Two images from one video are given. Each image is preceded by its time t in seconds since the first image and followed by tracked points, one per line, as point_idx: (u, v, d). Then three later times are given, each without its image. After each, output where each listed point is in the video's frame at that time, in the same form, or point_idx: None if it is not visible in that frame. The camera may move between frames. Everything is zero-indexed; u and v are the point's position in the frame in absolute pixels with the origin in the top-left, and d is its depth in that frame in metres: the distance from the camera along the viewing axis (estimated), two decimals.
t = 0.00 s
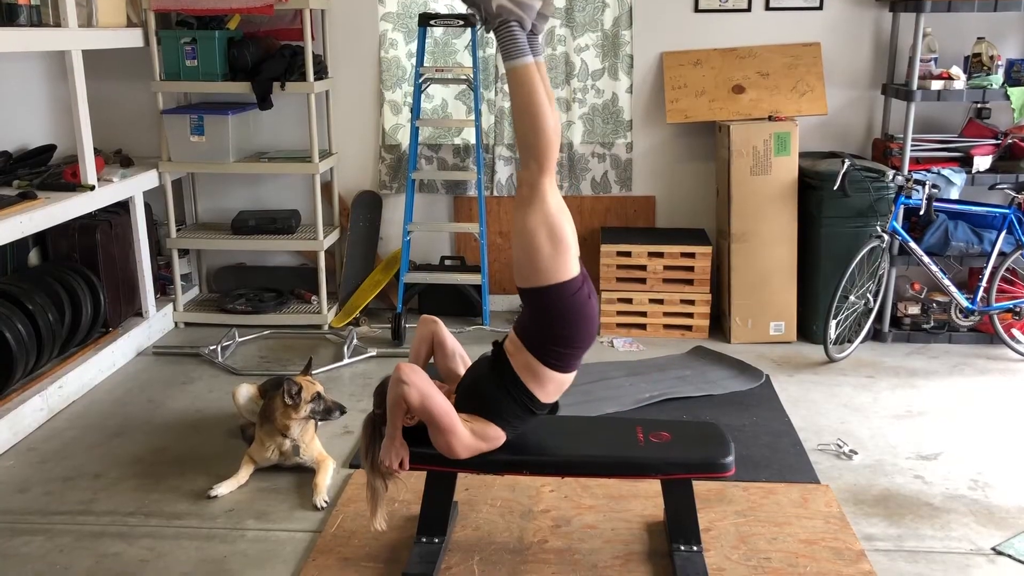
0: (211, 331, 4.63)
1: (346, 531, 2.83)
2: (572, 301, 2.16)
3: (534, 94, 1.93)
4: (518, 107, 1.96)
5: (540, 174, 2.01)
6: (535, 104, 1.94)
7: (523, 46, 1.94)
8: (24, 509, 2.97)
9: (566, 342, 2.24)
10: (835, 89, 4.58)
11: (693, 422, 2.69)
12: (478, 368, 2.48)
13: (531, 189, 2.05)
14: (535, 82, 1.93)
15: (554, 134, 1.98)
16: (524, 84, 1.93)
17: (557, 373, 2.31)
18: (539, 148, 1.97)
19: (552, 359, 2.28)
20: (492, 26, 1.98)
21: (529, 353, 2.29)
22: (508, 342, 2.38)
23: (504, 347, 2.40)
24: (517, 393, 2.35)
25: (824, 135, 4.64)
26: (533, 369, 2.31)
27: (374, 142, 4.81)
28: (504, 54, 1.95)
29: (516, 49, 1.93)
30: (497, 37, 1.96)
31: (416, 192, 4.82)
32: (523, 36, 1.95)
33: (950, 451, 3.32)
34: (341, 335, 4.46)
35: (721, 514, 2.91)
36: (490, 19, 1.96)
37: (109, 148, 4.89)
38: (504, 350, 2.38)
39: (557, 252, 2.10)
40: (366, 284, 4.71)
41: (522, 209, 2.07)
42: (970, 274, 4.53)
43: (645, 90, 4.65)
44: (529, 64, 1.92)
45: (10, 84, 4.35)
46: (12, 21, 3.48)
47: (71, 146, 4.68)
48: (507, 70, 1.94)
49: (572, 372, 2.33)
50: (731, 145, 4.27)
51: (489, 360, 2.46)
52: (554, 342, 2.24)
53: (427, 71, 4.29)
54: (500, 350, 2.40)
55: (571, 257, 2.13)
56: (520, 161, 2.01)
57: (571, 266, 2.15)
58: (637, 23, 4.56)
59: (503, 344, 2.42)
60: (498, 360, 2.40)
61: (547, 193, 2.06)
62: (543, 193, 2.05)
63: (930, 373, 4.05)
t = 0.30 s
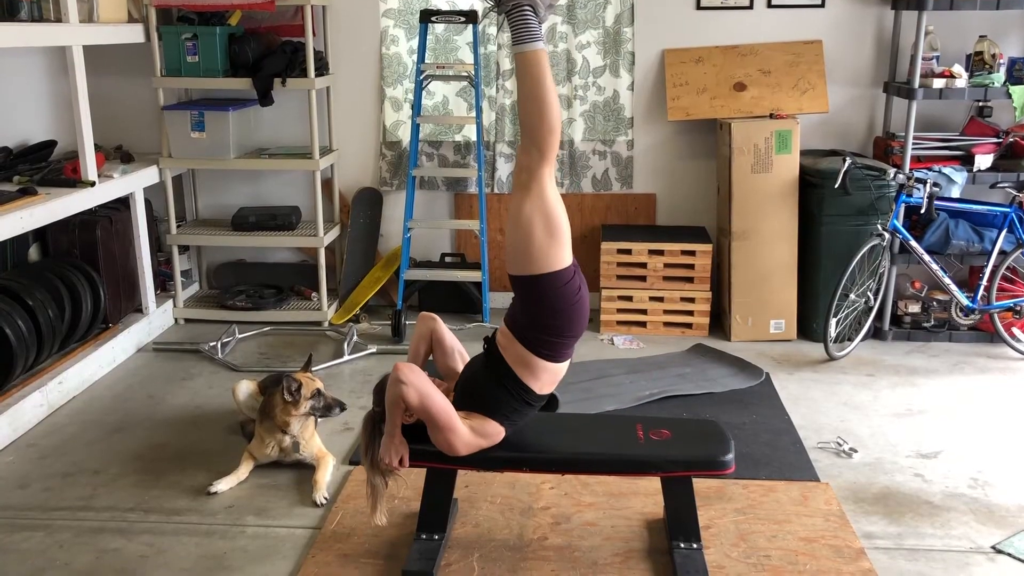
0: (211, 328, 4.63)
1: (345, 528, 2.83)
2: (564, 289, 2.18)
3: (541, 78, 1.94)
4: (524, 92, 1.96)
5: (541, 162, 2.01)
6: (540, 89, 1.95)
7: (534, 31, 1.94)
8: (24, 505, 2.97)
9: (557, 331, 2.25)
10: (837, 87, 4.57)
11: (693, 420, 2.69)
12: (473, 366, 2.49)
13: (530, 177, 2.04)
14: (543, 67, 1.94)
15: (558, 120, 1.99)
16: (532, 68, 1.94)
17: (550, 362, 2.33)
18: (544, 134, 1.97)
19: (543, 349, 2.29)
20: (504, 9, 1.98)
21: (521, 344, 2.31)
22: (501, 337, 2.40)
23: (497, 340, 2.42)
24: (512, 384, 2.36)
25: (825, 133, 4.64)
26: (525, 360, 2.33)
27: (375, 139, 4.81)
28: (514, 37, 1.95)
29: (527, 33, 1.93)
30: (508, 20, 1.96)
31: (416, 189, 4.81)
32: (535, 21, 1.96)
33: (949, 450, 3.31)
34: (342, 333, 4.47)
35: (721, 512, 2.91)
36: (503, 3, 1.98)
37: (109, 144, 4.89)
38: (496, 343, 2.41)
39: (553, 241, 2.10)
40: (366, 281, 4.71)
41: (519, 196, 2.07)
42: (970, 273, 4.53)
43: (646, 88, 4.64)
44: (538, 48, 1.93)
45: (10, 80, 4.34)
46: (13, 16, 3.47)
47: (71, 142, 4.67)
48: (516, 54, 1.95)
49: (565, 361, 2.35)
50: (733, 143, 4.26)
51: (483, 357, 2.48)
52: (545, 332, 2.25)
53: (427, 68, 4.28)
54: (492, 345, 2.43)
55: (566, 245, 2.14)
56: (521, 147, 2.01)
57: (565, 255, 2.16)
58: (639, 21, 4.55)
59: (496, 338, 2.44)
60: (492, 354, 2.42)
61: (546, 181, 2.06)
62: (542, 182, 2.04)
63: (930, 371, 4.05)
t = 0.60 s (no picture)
0: (212, 325, 4.63)
1: (346, 525, 2.83)
2: (589, 310, 2.19)
3: (541, 104, 1.97)
4: (526, 118, 1.99)
5: (546, 187, 2.04)
6: (541, 115, 1.98)
7: (534, 56, 1.96)
8: (25, 502, 2.97)
9: (582, 352, 2.26)
10: (837, 85, 4.57)
11: (693, 417, 2.69)
12: (483, 365, 2.50)
13: (538, 202, 2.06)
14: (543, 93, 1.97)
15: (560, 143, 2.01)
16: (530, 94, 1.96)
17: (568, 381, 2.34)
18: (546, 157, 2.00)
19: (567, 367, 2.30)
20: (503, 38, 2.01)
21: (544, 358, 2.32)
22: (520, 345, 2.38)
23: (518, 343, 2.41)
24: (525, 392, 2.36)
25: (825, 130, 4.64)
26: (545, 373, 2.33)
27: (375, 136, 4.81)
28: (514, 63, 1.97)
29: (526, 58, 1.96)
30: (508, 47, 1.98)
31: (417, 186, 4.81)
32: (535, 47, 1.98)
33: (950, 447, 3.32)
34: (342, 331, 4.48)
35: (721, 509, 2.91)
36: (501, 30, 1.99)
37: (109, 141, 4.89)
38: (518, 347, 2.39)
39: (570, 262, 2.13)
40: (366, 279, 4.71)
41: (528, 220, 2.09)
42: (971, 270, 4.54)
43: (646, 85, 4.64)
44: (537, 72, 1.96)
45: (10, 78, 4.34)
46: (13, 14, 3.45)
47: (71, 139, 4.68)
48: (516, 81, 1.98)
49: (586, 381, 2.37)
50: (734, 140, 4.26)
51: (500, 357, 2.46)
52: (570, 351, 2.26)
53: (427, 66, 4.28)
54: (513, 347, 2.41)
55: (585, 266, 2.17)
56: (528, 171, 2.04)
57: (585, 276, 2.17)
58: (639, 18, 4.55)
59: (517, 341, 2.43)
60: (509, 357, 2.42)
61: (555, 203, 2.08)
62: (550, 204, 2.07)
63: (931, 368, 4.05)
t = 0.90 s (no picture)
0: (213, 326, 4.63)
1: (348, 525, 2.83)
2: (618, 351, 2.28)
3: (546, 159, 2.10)
4: (532, 172, 2.13)
5: (558, 235, 2.17)
6: (545, 170, 2.11)
7: (533, 114, 2.09)
8: (27, 503, 2.98)
9: (610, 390, 2.34)
10: (836, 83, 4.57)
11: (695, 415, 2.70)
12: (497, 369, 2.54)
13: (552, 250, 2.19)
14: (546, 148, 2.10)
15: (566, 192, 2.15)
16: (535, 149, 2.10)
17: (591, 415, 2.43)
18: (553, 208, 2.14)
19: (593, 399, 2.38)
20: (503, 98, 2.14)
21: (575, 386, 2.39)
22: (550, 365, 2.45)
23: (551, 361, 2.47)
24: (542, 403, 2.41)
25: (825, 128, 4.64)
26: (572, 400, 2.40)
27: (375, 137, 4.81)
28: (515, 122, 2.10)
29: (527, 117, 2.09)
30: (509, 107, 2.11)
31: (417, 187, 4.82)
32: (534, 104, 2.11)
33: (951, 444, 3.32)
34: (342, 331, 4.47)
35: (723, 507, 2.91)
36: (501, 91, 2.12)
37: (110, 142, 4.89)
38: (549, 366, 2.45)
39: (594, 305, 2.24)
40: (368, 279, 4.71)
41: (546, 268, 2.22)
42: (972, 267, 4.53)
43: (646, 83, 4.64)
44: (538, 129, 2.09)
45: (10, 80, 4.35)
46: (13, 15, 3.47)
47: (71, 141, 4.68)
48: (520, 140, 2.11)
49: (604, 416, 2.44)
50: (733, 138, 4.26)
51: (525, 366, 2.51)
52: (599, 387, 2.34)
53: (427, 66, 4.28)
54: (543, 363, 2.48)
55: (610, 309, 2.27)
56: (539, 222, 2.18)
57: (613, 318, 2.28)
58: (639, 17, 4.55)
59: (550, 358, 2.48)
60: (535, 369, 2.48)
61: (569, 249, 2.21)
62: (565, 251, 2.19)
63: (932, 366, 4.05)
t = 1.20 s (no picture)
0: (214, 329, 4.63)
1: (349, 527, 2.83)
2: (636, 390, 2.34)
3: (564, 208, 2.22)
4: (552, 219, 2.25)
5: (575, 279, 2.28)
6: (563, 217, 2.23)
7: (557, 161, 2.22)
8: (29, 508, 2.98)
9: (628, 423, 2.39)
10: (835, 82, 4.57)
11: (696, 415, 2.69)
12: (508, 370, 2.56)
13: (569, 294, 2.29)
14: (564, 196, 2.22)
15: (583, 239, 2.26)
16: (554, 198, 2.22)
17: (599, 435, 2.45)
18: (571, 255, 2.25)
19: (608, 426, 2.41)
20: (529, 140, 2.26)
21: (592, 405, 2.43)
22: (567, 377, 2.50)
23: (567, 376, 2.50)
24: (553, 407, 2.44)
25: (824, 127, 4.64)
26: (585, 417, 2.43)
27: (375, 138, 4.82)
28: (539, 166, 2.23)
29: (551, 164, 2.21)
30: (533, 151, 2.24)
31: (417, 188, 4.82)
32: (558, 150, 2.23)
33: (952, 442, 3.32)
34: (343, 332, 4.47)
35: (724, 506, 2.91)
36: (526, 136, 2.24)
37: (109, 146, 4.90)
38: (565, 379, 2.49)
39: (613, 345, 2.32)
40: (368, 281, 4.72)
41: (564, 311, 2.32)
42: (972, 265, 4.53)
43: (645, 84, 4.64)
44: (559, 176, 2.21)
45: (11, 85, 4.36)
46: (12, 20, 3.48)
47: (71, 145, 4.69)
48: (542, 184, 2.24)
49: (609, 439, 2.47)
50: (732, 138, 4.26)
51: (539, 372, 2.53)
52: (616, 419, 2.39)
53: (426, 67, 4.28)
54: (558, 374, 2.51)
55: (630, 350, 2.34)
56: (558, 268, 2.29)
57: (633, 359, 2.35)
58: (637, 17, 4.55)
59: (566, 372, 2.52)
60: (551, 376, 2.51)
61: (587, 293, 2.30)
62: (582, 294, 2.30)
63: (933, 364, 4.05)
